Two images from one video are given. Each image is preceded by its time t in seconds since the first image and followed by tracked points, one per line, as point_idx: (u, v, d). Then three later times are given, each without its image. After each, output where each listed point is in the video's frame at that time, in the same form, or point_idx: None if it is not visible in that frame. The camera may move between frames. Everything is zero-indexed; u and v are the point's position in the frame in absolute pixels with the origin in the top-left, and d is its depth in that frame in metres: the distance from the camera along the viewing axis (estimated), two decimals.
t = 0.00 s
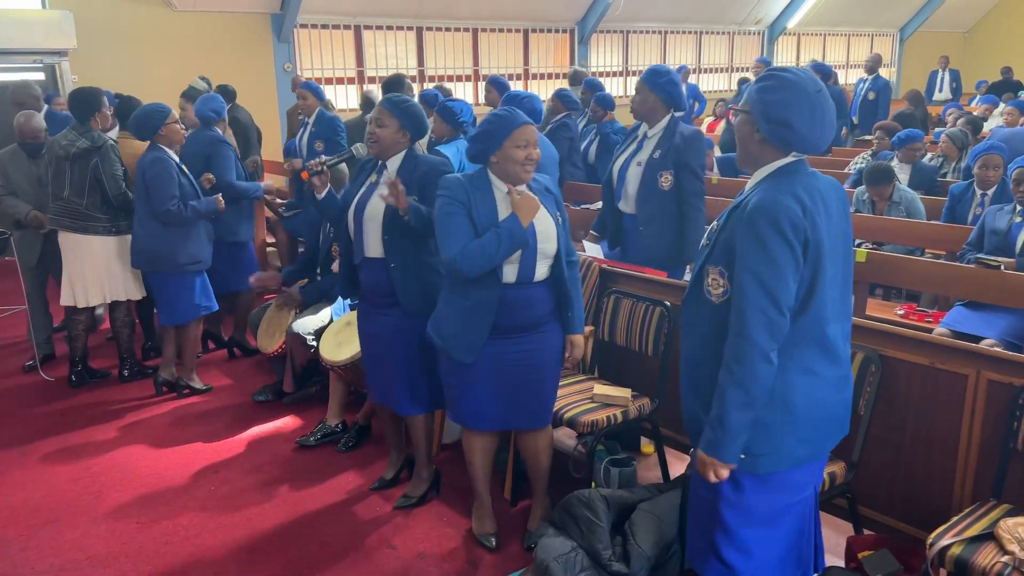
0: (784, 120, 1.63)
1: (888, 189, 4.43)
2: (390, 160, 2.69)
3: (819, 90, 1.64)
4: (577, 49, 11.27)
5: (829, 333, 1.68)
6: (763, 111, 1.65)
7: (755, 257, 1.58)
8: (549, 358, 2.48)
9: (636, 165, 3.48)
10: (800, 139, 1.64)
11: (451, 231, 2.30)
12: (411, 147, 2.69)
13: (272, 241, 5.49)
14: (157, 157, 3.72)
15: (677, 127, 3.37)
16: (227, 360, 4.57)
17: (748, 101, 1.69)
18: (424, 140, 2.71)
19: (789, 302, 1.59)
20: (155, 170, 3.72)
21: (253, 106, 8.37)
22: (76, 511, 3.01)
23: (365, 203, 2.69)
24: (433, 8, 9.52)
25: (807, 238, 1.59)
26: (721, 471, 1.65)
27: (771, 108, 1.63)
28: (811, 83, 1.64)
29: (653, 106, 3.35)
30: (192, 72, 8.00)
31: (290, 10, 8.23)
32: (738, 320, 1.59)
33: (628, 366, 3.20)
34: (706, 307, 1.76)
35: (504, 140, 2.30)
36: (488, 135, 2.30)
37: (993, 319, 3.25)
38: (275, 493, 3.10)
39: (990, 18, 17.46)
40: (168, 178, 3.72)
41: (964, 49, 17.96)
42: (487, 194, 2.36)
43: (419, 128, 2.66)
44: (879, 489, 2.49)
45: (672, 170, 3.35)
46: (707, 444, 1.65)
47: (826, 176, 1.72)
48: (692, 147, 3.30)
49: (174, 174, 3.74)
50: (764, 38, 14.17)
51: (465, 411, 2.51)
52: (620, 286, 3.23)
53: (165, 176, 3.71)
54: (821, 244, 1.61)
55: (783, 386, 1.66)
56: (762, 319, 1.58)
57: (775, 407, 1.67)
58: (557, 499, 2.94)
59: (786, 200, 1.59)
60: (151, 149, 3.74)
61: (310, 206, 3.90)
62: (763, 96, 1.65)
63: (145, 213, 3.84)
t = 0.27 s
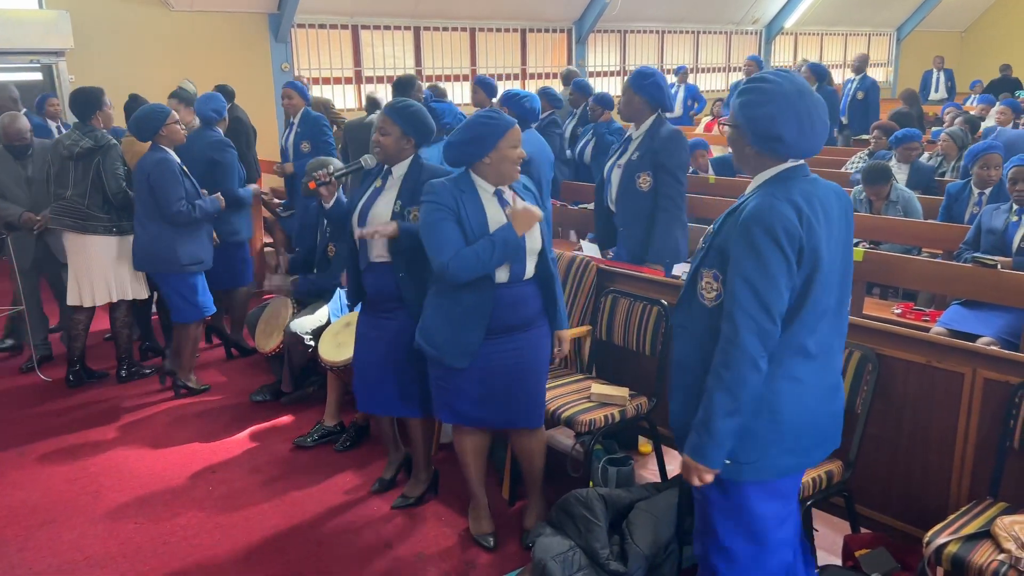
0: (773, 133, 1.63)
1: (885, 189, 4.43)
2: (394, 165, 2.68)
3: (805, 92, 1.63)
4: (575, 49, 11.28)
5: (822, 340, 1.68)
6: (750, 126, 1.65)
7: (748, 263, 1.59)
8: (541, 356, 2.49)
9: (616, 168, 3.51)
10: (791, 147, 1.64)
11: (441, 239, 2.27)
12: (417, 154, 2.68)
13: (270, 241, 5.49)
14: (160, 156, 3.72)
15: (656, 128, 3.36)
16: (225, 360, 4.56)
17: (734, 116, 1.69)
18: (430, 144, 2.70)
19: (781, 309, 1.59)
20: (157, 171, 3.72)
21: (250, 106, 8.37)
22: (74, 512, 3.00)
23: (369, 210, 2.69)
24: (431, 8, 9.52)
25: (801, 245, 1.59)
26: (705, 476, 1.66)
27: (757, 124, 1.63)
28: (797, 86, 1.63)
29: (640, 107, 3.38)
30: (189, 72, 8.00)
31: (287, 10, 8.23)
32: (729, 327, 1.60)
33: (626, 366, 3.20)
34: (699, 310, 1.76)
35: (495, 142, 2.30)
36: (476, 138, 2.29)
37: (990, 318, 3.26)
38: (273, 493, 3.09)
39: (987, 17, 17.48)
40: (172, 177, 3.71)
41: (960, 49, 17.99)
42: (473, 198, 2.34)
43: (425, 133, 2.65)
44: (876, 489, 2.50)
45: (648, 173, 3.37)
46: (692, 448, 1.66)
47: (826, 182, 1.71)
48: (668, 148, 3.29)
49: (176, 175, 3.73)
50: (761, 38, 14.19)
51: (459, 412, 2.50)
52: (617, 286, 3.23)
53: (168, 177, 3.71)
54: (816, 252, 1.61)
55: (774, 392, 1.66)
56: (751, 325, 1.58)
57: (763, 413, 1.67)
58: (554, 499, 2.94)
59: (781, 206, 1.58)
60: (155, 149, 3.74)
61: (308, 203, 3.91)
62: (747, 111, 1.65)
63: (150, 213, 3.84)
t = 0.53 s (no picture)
0: (782, 125, 1.63)
1: (883, 188, 4.43)
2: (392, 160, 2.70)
3: (817, 92, 1.64)
4: (572, 49, 11.29)
5: (812, 340, 1.67)
6: (759, 116, 1.65)
7: (729, 255, 1.60)
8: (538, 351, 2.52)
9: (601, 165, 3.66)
10: (797, 145, 1.64)
11: (439, 244, 2.27)
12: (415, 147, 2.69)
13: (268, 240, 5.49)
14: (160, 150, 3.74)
15: (637, 128, 3.45)
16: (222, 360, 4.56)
17: (744, 103, 1.69)
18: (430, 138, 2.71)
19: (761, 304, 1.59)
20: (156, 166, 3.73)
21: (249, 106, 8.37)
22: (71, 512, 3.00)
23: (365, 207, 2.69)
24: (429, 8, 9.52)
25: (785, 242, 1.59)
26: (663, 458, 1.67)
27: (767, 113, 1.63)
28: (810, 85, 1.64)
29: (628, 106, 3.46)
30: (187, 71, 7.99)
31: (285, 10, 8.23)
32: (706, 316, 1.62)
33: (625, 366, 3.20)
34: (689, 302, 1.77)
35: (498, 139, 2.32)
36: (479, 134, 2.30)
37: (988, 317, 3.26)
38: (270, 493, 3.09)
39: (984, 17, 17.50)
40: (171, 170, 3.73)
41: (958, 49, 18.02)
42: (475, 194, 2.34)
43: (425, 128, 2.66)
44: (874, 487, 2.50)
45: (625, 172, 3.50)
46: (653, 428, 1.68)
47: (825, 185, 1.70)
48: (643, 150, 3.40)
49: (176, 170, 3.75)
50: (759, 38, 14.20)
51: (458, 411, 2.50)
52: (614, 285, 3.23)
53: (168, 173, 3.73)
54: (802, 249, 1.60)
55: (760, 388, 1.66)
56: (727, 317, 1.59)
57: (749, 409, 1.67)
58: (552, 498, 2.95)
59: (767, 201, 1.59)
60: (155, 143, 3.76)
61: (310, 203, 3.97)
62: (759, 99, 1.65)
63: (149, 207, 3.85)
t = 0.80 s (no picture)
0: (762, 128, 1.63)
1: (881, 188, 4.43)
2: (391, 164, 2.68)
3: (796, 94, 1.63)
4: (571, 48, 11.29)
5: (800, 343, 1.67)
6: (739, 118, 1.65)
7: (708, 263, 1.61)
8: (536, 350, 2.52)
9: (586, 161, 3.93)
10: (777, 146, 1.64)
11: (436, 252, 2.27)
12: (415, 152, 2.66)
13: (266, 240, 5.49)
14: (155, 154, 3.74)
15: (618, 129, 3.69)
16: (220, 360, 4.56)
17: (723, 105, 1.69)
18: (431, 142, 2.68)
19: (740, 311, 1.60)
20: (147, 169, 3.73)
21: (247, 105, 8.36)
22: (68, 512, 3.00)
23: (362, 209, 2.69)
24: (427, 8, 9.52)
25: (764, 247, 1.59)
26: (646, 462, 1.71)
27: (748, 114, 1.63)
28: (788, 86, 1.64)
29: (618, 105, 3.71)
30: (185, 71, 7.98)
31: (283, 10, 8.22)
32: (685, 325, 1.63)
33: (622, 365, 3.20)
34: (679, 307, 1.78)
35: (492, 141, 2.32)
36: (476, 137, 2.30)
37: (985, 316, 3.26)
38: (267, 493, 3.09)
39: (982, 16, 17.51)
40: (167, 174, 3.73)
41: (956, 49, 18.03)
42: (476, 196, 2.33)
43: (426, 131, 2.63)
44: (871, 488, 2.50)
45: (599, 168, 3.79)
46: (639, 435, 1.71)
47: (811, 184, 1.69)
48: (615, 152, 3.63)
49: (166, 173, 3.75)
50: (757, 38, 14.20)
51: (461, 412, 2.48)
52: (611, 285, 3.24)
53: (159, 176, 3.73)
54: (782, 254, 1.60)
55: (748, 393, 1.67)
56: (704, 326, 1.61)
57: (741, 413, 1.68)
58: (550, 498, 2.94)
59: (745, 208, 1.59)
60: (152, 148, 3.76)
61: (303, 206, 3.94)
62: (739, 101, 1.65)
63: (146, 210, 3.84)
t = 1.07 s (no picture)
0: (754, 135, 1.63)
1: (879, 188, 4.43)
2: (387, 164, 2.69)
3: (783, 95, 1.63)
4: (570, 49, 11.29)
5: (800, 341, 1.67)
6: (730, 130, 1.66)
7: (706, 265, 1.61)
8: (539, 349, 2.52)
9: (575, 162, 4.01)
10: (774, 151, 1.64)
11: (436, 252, 2.26)
12: (410, 152, 2.67)
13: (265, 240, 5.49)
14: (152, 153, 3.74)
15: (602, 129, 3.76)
16: (218, 360, 4.55)
17: (712, 119, 1.70)
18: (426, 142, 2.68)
19: (739, 310, 1.59)
20: (140, 169, 3.74)
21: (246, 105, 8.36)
22: (66, 512, 2.99)
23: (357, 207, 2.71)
24: (426, 7, 9.52)
25: (762, 247, 1.58)
26: (658, 461, 1.70)
27: (739, 128, 1.63)
28: (775, 88, 1.64)
29: (602, 106, 3.76)
30: (183, 71, 7.98)
31: (282, 9, 8.22)
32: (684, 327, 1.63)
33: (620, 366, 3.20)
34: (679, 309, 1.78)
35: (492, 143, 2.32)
36: (474, 137, 2.30)
37: (984, 317, 3.26)
38: (265, 494, 3.08)
39: (981, 17, 17.52)
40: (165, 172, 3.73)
41: (954, 49, 18.04)
42: (475, 196, 2.33)
43: (424, 131, 2.64)
44: (868, 488, 2.50)
45: (586, 170, 3.88)
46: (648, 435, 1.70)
47: (808, 182, 1.69)
48: (595, 152, 3.71)
49: (156, 173, 3.75)
50: (756, 38, 14.20)
51: (463, 411, 2.48)
52: (610, 286, 3.24)
53: (150, 175, 3.73)
54: (780, 253, 1.59)
55: (749, 391, 1.66)
56: (703, 326, 1.60)
57: (742, 412, 1.68)
58: (548, 498, 2.94)
59: (742, 209, 1.59)
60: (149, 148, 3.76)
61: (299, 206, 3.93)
62: (727, 115, 1.65)
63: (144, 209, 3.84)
